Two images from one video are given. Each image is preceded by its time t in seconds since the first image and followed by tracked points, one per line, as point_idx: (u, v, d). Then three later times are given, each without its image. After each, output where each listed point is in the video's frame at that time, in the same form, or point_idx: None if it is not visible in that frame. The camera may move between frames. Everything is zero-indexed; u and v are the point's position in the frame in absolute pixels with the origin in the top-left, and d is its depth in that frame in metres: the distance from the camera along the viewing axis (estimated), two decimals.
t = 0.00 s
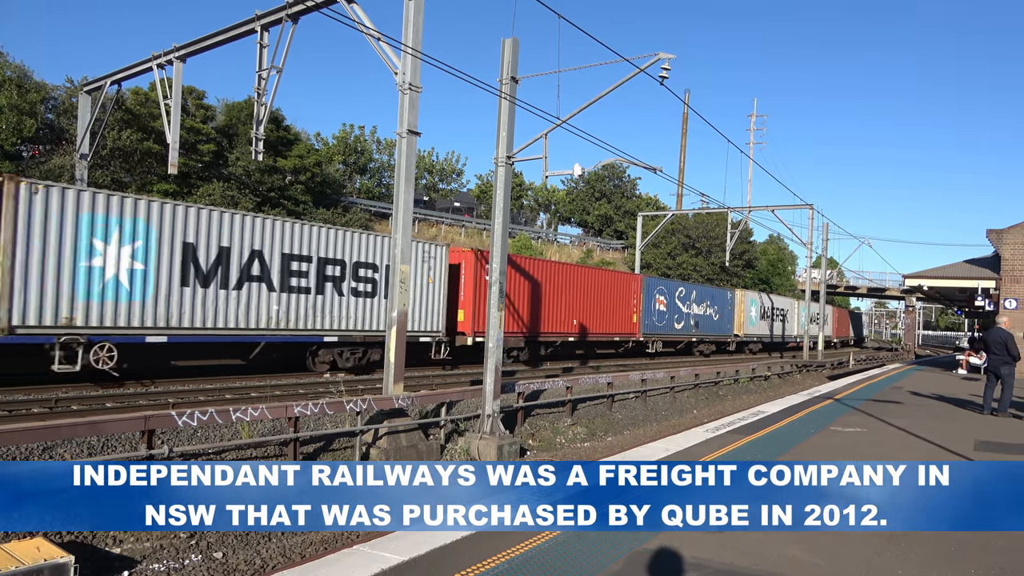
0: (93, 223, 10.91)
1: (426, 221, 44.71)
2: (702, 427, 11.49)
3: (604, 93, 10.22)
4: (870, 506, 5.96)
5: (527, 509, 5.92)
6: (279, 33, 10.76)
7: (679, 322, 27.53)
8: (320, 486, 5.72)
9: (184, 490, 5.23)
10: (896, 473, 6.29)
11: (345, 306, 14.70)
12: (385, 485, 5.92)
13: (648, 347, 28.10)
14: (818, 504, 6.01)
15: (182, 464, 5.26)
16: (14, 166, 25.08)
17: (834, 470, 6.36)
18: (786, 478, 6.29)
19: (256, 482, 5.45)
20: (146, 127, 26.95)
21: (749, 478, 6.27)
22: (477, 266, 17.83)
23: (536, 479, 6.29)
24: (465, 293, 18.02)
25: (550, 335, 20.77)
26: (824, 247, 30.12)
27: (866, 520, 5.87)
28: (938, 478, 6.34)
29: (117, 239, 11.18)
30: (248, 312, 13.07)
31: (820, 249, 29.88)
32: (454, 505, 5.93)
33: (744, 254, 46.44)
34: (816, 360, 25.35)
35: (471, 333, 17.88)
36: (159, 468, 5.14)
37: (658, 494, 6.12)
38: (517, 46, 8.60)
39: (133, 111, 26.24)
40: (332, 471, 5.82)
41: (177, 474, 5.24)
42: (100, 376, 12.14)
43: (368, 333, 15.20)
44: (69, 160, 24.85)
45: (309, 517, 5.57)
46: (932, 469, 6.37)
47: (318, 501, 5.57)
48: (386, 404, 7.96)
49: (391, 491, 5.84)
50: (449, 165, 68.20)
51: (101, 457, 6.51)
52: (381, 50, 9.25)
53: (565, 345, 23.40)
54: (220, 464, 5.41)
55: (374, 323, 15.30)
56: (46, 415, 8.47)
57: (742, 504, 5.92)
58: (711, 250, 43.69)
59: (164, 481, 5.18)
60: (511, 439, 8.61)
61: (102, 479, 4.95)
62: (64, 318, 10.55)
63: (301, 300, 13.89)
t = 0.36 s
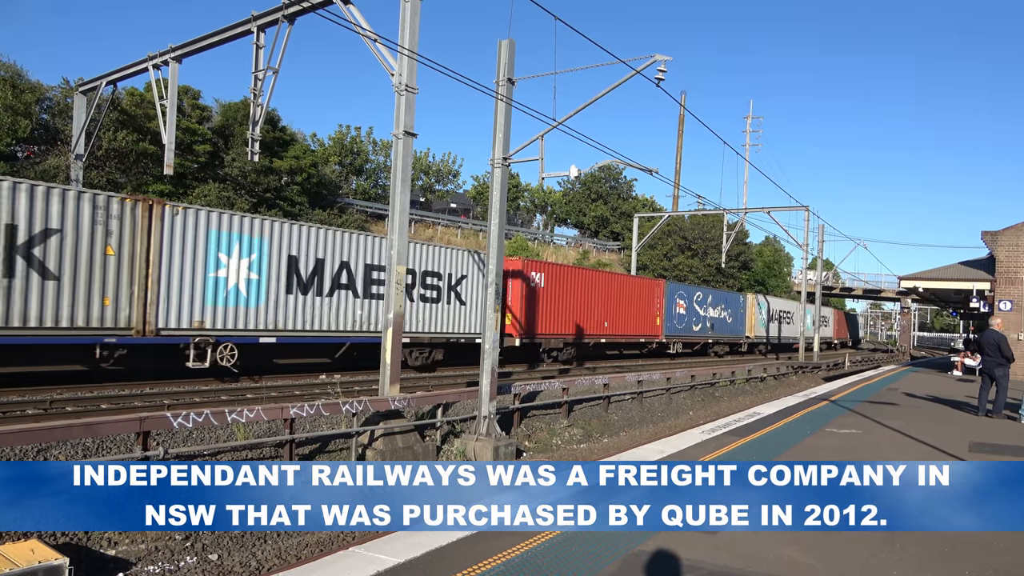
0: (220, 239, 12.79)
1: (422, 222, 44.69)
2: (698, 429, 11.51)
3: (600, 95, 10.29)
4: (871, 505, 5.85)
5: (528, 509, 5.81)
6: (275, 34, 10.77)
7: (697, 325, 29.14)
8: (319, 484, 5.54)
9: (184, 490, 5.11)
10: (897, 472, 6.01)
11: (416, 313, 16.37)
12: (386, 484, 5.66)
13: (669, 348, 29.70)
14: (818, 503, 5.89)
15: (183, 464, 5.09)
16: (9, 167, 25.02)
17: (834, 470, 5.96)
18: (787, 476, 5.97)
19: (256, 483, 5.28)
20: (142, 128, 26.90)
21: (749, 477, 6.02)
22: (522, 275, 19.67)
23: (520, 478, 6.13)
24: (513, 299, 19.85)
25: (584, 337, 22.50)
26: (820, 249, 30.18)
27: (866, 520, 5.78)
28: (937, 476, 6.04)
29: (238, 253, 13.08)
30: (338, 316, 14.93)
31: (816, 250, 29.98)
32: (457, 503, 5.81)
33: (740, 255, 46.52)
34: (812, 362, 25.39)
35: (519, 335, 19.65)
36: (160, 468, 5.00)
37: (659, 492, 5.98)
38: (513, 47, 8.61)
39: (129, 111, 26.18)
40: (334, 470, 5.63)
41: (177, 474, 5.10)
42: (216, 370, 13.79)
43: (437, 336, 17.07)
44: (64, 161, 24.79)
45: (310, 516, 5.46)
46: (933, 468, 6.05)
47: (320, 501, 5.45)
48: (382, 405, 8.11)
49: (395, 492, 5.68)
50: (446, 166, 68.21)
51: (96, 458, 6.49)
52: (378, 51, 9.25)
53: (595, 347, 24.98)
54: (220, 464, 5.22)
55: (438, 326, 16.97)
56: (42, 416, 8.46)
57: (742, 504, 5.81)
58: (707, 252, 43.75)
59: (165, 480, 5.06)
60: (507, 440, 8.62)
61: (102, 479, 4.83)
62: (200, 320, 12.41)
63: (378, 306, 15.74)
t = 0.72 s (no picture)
0: (320, 251, 14.28)
1: (420, 223, 44.69)
2: (697, 430, 11.52)
3: (599, 96, 10.33)
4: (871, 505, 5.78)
5: (527, 508, 5.81)
6: (274, 35, 10.78)
7: (714, 327, 30.72)
8: (319, 484, 5.31)
9: (184, 490, 5.03)
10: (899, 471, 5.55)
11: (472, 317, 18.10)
12: (387, 484, 5.40)
13: (688, 350, 31.21)
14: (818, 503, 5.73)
15: (182, 464, 4.98)
16: (8, 167, 25.03)
17: (834, 470, 5.56)
18: (788, 477, 5.58)
19: (257, 483, 5.15)
20: (141, 128, 26.89)
21: (749, 478, 5.58)
22: (564, 281, 21.35)
23: (520, 479, 5.52)
24: (555, 303, 21.51)
25: (617, 339, 24.05)
26: (818, 250, 30.20)
27: (866, 520, 5.73)
28: (941, 477, 5.62)
29: (332, 265, 14.54)
30: (414, 319, 16.37)
31: (814, 252, 30.01)
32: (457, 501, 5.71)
33: (738, 256, 46.59)
34: (809, 363, 25.43)
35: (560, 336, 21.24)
36: (159, 469, 4.94)
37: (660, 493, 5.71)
38: (512, 49, 8.62)
39: (127, 112, 26.15)
40: (333, 470, 5.31)
41: (177, 474, 5.02)
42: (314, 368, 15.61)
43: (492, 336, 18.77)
44: (63, 161, 24.79)
45: (310, 516, 5.37)
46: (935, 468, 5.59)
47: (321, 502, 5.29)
48: (381, 407, 8.04)
49: (396, 492, 5.46)
50: (444, 167, 68.29)
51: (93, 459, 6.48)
52: (376, 51, 9.25)
53: (623, 350, 26.52)
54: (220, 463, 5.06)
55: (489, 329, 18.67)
56: (40, 416, 8.44)
57: (742, 503, 5.72)
58: (705, 253, 43.75)
59: (165, 480, 5.01)
60: (504, 441, 8.62)
61: (103, 479, 4.83)
62: (302, 323, 13.94)
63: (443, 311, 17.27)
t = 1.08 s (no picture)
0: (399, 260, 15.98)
1: (420, 223, 44.69)
2: (697, 430, 11.51)
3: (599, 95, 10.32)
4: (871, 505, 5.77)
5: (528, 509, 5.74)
6: (274, 35, 10.77)
7: (732, 328, 32.25)
8: (318, 484, 5.29)
9: (184, 490, 5.03)
10: (899, 471, 5.52)
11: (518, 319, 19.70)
12: (386, 484, 5.37)
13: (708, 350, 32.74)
14: (818, 503, 5.72)
15: (182, 464, 4.98)
16: (8, 166, 25.01)
17: (834, 470, 5.54)
18: (788, 477, 5.57)
19: (257, 483, 5.13)
20: (141, 128, 26.87)
21: (749, 478, 5.56)
22: (599, 285, 22.97)
23: (519, 479, 5.50)
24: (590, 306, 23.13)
25: (647, 339, 25.60)
26: (818, 250, 30.19)
27: (866, 520, 5.73)
28: (941, 477, 5.61)
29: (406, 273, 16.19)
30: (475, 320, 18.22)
31: (814, 252, 30.00)
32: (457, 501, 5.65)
33: (738, 256, 46.60)
34: (809, 363, 25.42)
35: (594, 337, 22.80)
36: (159, 469, 4.92)
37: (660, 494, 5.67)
38: (512, 48, 8.61)
39: (127, 111, 26.13)
40: (332, 469, 5.30)
41: (177, 474, 5.02)
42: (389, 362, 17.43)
43: (537, 337, 20.59)
44: (63, 161, 24.78)
45: (310, 515, 5.36)
46: (935, 468, 5.54)
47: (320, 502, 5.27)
48: (381, 407, 7.97)
49: (396, 490, 5.43)
50: (444, 167, 68.33)
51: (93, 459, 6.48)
52: (376, 51, 9.24)
53: (648, 349, 27.98)
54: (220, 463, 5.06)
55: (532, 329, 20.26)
56: (39, 416, 8.43)
57: (742, 504, 5.70)
58: (705, 253, 43.72)
59: (164, 480, 5.01)
60: (504, 441, 8.60)
61: (103, 479, 4.81)
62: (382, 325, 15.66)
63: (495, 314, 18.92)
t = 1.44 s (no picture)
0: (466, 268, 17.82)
1: (423, 222, 44.70)
2: (699, 429, 11.52)
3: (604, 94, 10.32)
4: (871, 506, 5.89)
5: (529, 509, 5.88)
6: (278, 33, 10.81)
7: (750, 328, 33.92)
8: (319, 484, 5.51)
9: (184, 490, 5.12)
10: (897, 471, 6.08)
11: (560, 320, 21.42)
12: (387, 483, 5.69)
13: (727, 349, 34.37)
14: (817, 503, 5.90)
15: (183, 464, 5.10)
16: (12, 165, 25.04)
17: (834, 470, 5.93)
18: (788, 477, 5.83)
19: (257, 483, 5.29)
20: (144, 126, 26.86)
21: (749, 478, 5.83)
22: (633, 288, 24.74)
23: (521, 478, 6.11)
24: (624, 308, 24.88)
25: (672, 339, 27.45)
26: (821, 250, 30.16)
27: (866, 520, 5.82)
28: (940, 477, 6.04)
29: (470, 279, 18.01)
30: (526, 320, 20.01)
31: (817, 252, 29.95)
32: (457, 503, 5.84)
33: (741, 256, 46.56)
34: (812, 363, 25.40)
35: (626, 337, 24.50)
36: (160, 469, 5.02)
37: (659, 493, 5.97)
38: (516, 47, 8.62)
39: (130, 109, 26.14)
40: (333, 470, 5.57)
41: (178, 474, 5.12)
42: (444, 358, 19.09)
43: (577, 336, 22.39)
44: (66, 159, 24.82)
45: (309, 516, 5.46)
46: (933, 467, 6.06)
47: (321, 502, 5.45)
48: (382, 405, 8.04)
49: (396, 491, 5.69)
50: (447, 166, 68.34)
51: (96, 456, 6.49)
52: (380, 50, 9.26)
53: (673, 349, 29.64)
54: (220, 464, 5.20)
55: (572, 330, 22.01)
56: (43, 413, 8.47)
57: (742, 503, 5.84)
58: (708, 253, 43.69)
59: (164, 480, 5.07)
60: (507, 440, 8.63)
61: (103, 479, 4.83)
62: (449, 327, 17.33)
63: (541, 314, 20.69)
